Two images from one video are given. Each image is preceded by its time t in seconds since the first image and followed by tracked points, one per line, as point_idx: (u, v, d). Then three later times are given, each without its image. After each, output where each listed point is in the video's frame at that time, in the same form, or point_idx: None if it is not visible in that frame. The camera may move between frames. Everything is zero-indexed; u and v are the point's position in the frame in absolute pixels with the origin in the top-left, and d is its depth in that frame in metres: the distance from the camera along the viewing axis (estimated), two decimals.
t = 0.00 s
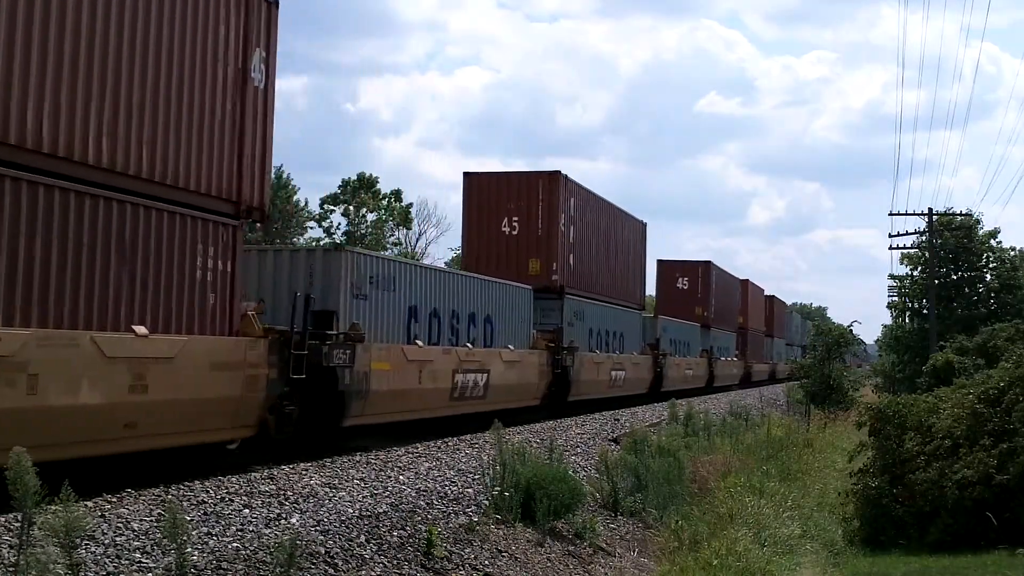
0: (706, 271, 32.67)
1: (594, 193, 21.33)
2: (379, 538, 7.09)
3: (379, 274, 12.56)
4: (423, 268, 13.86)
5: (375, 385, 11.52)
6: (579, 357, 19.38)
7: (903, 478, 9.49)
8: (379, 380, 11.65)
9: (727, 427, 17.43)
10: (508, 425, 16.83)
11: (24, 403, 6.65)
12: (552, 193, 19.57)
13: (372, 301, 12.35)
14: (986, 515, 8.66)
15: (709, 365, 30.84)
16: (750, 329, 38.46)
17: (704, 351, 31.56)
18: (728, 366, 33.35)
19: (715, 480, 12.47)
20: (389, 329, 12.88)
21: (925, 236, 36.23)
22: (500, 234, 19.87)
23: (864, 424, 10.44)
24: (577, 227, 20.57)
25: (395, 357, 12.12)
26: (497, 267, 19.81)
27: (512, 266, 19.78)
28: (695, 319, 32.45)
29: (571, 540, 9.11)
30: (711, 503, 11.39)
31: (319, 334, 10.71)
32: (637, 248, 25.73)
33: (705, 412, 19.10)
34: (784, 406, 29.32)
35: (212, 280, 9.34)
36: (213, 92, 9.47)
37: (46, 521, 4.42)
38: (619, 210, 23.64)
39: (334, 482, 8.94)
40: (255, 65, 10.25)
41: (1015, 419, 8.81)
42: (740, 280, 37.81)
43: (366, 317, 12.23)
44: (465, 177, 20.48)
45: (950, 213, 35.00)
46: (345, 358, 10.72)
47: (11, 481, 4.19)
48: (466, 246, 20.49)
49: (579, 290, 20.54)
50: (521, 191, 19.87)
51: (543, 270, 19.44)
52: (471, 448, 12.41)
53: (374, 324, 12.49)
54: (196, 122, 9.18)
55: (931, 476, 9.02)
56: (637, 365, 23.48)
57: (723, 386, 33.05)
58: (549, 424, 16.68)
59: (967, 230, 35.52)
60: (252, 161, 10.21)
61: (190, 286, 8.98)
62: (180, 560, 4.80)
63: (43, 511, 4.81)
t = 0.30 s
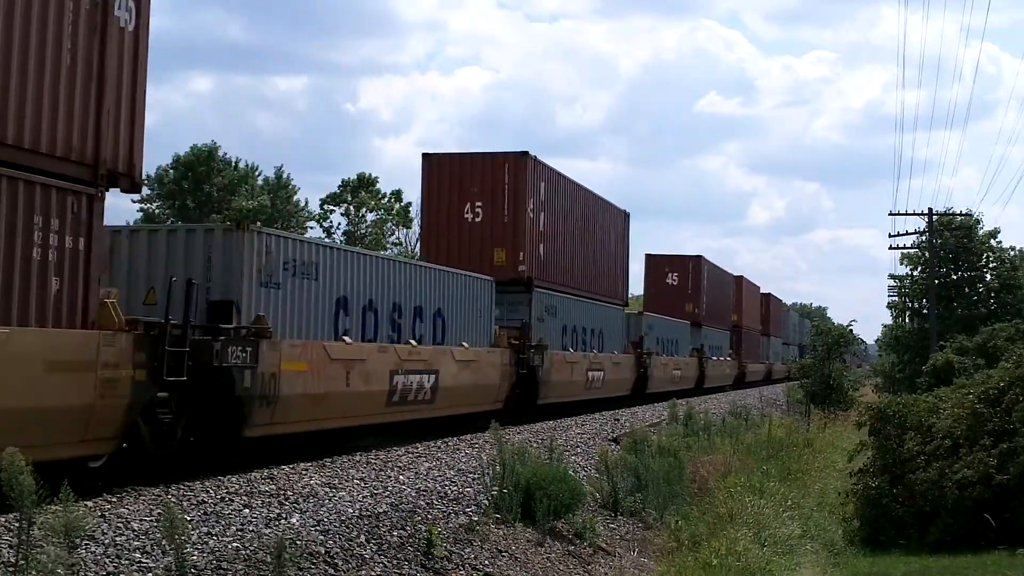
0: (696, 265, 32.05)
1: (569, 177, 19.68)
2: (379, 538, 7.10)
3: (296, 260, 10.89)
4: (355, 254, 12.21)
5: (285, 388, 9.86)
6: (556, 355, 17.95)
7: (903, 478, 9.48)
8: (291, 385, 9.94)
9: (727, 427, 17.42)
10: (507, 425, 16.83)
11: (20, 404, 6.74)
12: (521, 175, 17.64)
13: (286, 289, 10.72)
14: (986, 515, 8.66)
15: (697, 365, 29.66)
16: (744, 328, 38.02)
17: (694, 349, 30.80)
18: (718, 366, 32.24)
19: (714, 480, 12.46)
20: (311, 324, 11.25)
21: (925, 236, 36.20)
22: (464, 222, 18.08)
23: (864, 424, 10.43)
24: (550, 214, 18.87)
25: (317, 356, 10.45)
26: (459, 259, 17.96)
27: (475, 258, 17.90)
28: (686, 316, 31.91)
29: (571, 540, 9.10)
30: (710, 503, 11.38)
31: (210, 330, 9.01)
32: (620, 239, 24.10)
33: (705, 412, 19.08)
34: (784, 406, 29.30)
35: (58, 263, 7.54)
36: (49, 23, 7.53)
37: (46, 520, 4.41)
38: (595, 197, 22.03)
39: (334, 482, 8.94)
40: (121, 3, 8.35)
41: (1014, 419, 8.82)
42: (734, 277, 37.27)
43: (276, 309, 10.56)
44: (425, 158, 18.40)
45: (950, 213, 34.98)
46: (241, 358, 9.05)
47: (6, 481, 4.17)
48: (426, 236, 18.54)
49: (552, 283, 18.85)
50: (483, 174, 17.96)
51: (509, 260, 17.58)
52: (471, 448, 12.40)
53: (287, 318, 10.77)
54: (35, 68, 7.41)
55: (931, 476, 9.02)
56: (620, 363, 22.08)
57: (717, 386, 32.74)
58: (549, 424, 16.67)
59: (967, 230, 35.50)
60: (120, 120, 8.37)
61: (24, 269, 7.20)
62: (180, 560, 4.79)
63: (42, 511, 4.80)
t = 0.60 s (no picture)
0: (686, 260, 29.98)
1: (539, 157, 17.82)
2: (379, 538, 7.10)
3: (181, 238, 8.79)
4: (268, 235, 10.11)
5: (156, 392, 7.84)
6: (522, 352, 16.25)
7: (903, 478, 9.47)
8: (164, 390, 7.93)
9: (727, 427, 17.42)
10: (507, 425, 16.84)
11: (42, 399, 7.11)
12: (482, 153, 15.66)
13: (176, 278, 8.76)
14: (986, 515, 8.66)
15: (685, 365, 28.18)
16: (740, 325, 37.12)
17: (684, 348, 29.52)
18: (708, 367, 30.83)
19: (714, 480, 12.46)
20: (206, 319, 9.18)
21: (925, 236, 36.14)
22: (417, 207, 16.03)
23: (864, 424, 10.44)
24: (517, 197, 16.98)
25: (206, 354, 8.50)
26: (413, 248, 15.87)
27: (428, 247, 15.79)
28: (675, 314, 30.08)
29: (571, 540, 9.11)
30: (710, 503, 11.39)
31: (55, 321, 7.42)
32: (597, 228, 22.33)
33: (705, 412, 19.08)
34: (784, 406, 29.30)
35: None
36: None
37: (46, 521, 4.41)
38: (567, 180, 20.17)
39: (334, 482, 8.95)
40: None
41: (1014, 419, 8.82)
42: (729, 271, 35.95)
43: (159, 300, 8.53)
44: (373, 136, 16.32)
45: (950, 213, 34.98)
46: (93, 356, 7.17)
47: (9, 482, 4.15)
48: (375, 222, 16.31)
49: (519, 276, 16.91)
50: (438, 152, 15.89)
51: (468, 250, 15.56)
52: (471, 448, 12.41)
53: (166, 312, 8.62)
54: None
55: (931, 476, 9.02)
56: (597, 362, 20.37)
57: (710, 386, 32.05)
58: (549, 424, 16.67)
59: (967, 230, 35.48)
60: None
61: None
62: (180, 560, 4.78)
63: (43, 512, 4.79)
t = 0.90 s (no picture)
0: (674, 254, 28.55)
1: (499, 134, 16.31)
2: (379, 538, 7.10)
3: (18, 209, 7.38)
4: (187, 219, 9.32)
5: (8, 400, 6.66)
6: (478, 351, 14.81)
7: (903, 478, 9.46)
8: None
9: (727, 427, 17.42)
10: (506, 425, 16.84)
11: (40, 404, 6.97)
12: (433, 126, 14.11)
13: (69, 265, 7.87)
14: (987, 515, 8.66)
15: (670, 366, 26.86)
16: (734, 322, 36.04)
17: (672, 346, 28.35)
18: (697, 368, 29.57)
19: (714, 480, 12.46)
20: (115, 311, 8.37)
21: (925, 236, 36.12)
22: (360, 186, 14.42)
23: (864, 424, 10.44)
24: (474, 177, 15.51)
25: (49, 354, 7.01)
26: (355, 233, 14.33)
27: (372, 232, 14.22)
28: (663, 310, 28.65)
29: (571, 540, 9.10)
30: (710, 503, 11.39)
31: None
32: (569, 213, 20.90)
33: (705, 412, 19.08)
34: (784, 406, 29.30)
35: None
36: None
37: (46, 521, 4.40)
38: (534, 160, 18.68)
39: (334, 482, 8.95)
40: None
41: (1014, 419, 8.82)
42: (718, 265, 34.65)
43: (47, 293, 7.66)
44: (311, 109, 14.63)
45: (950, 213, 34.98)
46: None
47: (9, 481, 4.14)
48: (313, 204, 14.67)
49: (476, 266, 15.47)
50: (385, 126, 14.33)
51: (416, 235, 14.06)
52: (471, 448, 12.41)
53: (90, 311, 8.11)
54: None
55: (931, 476, 9.02)
56: (568, 362, 18.94)
57: (702, 386, 31.10)
58: (549, 424, 16.68)
59: (967, 230, 35.47)
60: None
61: None
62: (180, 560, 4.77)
63: (43, 511, 4.79)
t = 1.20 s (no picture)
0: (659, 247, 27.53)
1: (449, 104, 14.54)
2: (379, 538, 7.10)
3: None
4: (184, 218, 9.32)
5: None
6: (425, 349, 13.15)
7: (903, 478, 9.46)
8: None
9: (727, 427, 17.43)
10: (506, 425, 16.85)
11: None
12: (368, 92, 12.35)
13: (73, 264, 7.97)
14: (987, 515, 8.66)
15: (654, 367, 25.56)
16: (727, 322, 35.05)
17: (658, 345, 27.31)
18: (684, 368, 28.33)
19: (714, 480, 12.46)
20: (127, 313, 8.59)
21: (925, 236, 36.12)
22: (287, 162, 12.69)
23: (864, 424, 10.45)
24: (420, 153, 13.82)
25: None
26: (281, 216, 12.64)
27: (300, 214, 12.52)
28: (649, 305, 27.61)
29: (571, 540, 9.10)
30: (710, 503, 11.39)
31: None
32: (539, 198, 19.28)
33: (705, 412, 19.08)
34: (784, 406, 29.30)
35: None
36: None
37: (46, 521, 4.40)
38: (496, 139, 16.98)
39: (334, 482, 8.95)
40: None
41: (1014, 419, 8.82)
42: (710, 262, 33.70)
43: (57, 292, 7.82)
44: (233, 73, 12.94)
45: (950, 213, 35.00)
46: None
47: (7, 480, 4.14)
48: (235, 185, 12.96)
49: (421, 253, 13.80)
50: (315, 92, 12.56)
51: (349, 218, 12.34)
52: (471, 448, 12.41)
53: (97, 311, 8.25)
54: None
55: (931, 476, 9.02)
56: (534, 361, 17.33)
57: (693, 386, 30.02)
58: (549, 424, 16.68)
59: (967, 230, 35.48)
60: None
61: None
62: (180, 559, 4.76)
63: (42, 511, 4.78)
